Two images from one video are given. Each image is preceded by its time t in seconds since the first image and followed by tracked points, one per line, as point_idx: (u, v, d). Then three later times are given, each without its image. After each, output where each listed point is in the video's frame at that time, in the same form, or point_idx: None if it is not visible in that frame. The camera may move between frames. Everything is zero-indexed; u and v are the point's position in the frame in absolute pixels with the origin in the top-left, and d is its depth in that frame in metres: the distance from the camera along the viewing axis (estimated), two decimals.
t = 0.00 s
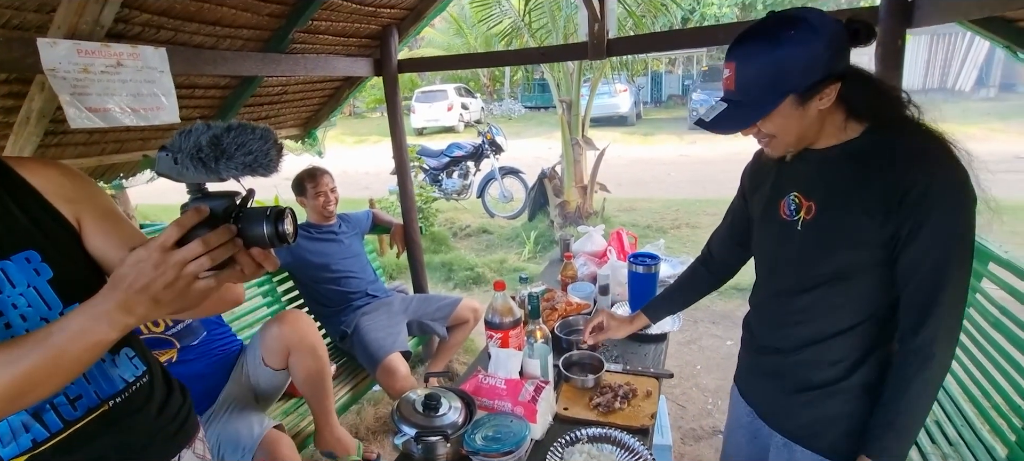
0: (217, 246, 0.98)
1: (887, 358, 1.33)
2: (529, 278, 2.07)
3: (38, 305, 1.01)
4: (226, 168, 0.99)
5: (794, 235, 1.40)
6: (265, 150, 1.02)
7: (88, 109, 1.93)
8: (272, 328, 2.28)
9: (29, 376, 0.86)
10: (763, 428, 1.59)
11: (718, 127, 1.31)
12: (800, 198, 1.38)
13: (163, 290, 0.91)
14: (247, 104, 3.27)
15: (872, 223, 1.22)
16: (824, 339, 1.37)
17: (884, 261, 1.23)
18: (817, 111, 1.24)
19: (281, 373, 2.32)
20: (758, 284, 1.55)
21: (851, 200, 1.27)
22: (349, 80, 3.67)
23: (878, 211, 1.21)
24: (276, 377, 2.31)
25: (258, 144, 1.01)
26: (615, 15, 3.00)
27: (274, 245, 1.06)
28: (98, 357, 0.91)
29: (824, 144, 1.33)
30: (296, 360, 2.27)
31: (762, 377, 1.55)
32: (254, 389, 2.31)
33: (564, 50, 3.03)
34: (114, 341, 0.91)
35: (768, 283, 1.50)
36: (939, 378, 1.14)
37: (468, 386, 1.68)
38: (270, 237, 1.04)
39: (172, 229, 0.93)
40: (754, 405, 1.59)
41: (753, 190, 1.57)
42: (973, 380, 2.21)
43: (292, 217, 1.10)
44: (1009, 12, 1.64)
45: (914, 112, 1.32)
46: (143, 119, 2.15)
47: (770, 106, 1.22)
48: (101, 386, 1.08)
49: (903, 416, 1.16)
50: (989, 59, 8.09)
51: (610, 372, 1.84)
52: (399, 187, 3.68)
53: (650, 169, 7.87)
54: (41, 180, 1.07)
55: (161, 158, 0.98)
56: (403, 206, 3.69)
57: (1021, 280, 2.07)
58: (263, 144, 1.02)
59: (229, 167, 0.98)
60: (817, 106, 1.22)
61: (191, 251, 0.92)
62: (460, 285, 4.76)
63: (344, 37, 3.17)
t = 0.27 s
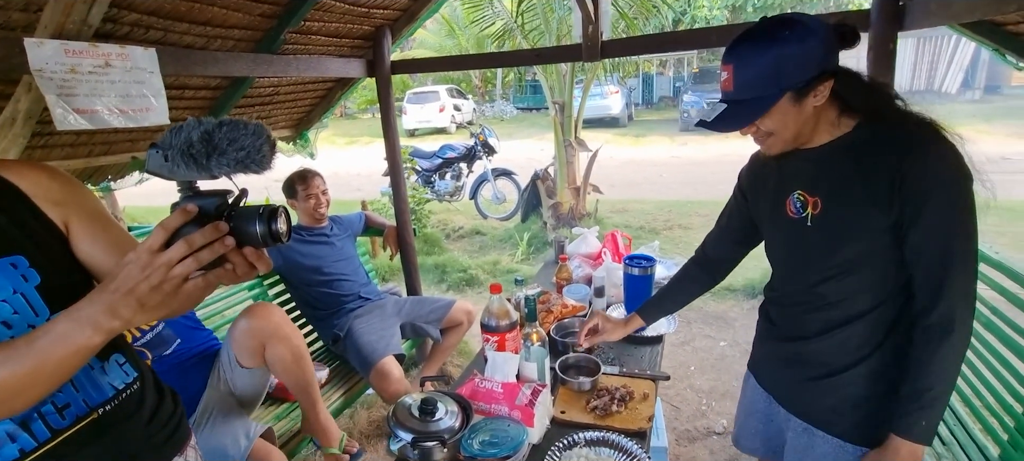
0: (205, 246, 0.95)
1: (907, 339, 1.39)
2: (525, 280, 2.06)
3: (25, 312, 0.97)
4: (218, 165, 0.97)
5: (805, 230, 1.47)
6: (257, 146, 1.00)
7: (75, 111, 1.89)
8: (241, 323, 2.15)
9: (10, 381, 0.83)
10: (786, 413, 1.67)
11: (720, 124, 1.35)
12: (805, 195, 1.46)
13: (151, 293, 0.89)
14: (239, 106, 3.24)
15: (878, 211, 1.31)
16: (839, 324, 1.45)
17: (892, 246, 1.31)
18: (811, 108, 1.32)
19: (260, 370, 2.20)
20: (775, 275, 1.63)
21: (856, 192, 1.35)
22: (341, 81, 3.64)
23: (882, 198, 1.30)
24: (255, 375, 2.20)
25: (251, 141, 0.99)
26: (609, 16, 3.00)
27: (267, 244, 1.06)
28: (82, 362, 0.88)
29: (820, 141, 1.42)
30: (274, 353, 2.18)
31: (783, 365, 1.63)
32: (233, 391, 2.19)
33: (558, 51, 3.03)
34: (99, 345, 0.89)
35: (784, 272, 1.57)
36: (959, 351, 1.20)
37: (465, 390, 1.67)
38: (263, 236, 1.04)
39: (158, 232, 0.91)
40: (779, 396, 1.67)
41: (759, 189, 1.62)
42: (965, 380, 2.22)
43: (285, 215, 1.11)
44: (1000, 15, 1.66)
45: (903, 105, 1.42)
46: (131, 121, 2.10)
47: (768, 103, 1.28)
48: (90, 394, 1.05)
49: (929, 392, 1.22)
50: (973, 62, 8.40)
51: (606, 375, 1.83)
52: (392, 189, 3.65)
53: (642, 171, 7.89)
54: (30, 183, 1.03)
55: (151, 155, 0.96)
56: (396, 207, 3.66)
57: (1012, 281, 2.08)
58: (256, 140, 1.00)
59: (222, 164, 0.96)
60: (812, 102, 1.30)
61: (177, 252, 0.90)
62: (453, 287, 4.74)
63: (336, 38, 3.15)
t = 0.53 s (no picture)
0: (193, 244, 0.94)
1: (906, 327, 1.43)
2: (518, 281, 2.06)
3: (11, 312, 0.96)
4: (208, 161, 0.96)
5: (802, 226, 1.51)
6: (249, 142, 1.00)
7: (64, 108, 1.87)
8: (217, 335, 2.11)
9: None
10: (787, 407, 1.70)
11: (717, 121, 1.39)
12: (802, 191, 1.50)
13: (142, 291, 0.88)
14: (230, 105, 3.22)
15: (875, 200, 1.35)
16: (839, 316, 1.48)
17: (889, 237, 1.36)
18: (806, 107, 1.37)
19: (240, 380, 2.18)
20: (771, 273, 1.66)
21: (853, 184, 1.39)
22: (334, 81, 3.63)
23: (879, 188, 1.34)
24: (236, 384, 2.18)
25: (242, 136, 0.99)
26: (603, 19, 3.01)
27: (258, 242, 1.06)
28: (73, 361, 0.87)
29: (813, 139, 1.47)
30: (254, 365, 2.15)
31: (783, 360, 1.66)
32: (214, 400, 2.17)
33: (551, 53, 3.03)
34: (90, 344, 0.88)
35: (781, 270, 1.60)
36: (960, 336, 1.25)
37: (458, 391, 1.66)
38: (255, 233, 1.03)
39: (148, 229, 0.90)
40: (782, 392, 1.69)
41: (754, 191, 1.66)
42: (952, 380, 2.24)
43: (276, 213, 1.10)
44: (987, 20, 1.68)
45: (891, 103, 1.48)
46: (121, 119, 2.08)
47: (764, 100, 1.33)
48: (77, 397, 1.04)
49: (936, 376, 1.26)
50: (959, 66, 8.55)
51: (600, 375, 1.84)
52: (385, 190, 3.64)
53: (634, 173, 7.91)
54: (17, 181, 1.02)
55: (140, 152, 0.96)
56: (389, 208, 3.65)
57: (998, 282, 2.11)
58: (247, 136, 1.00)
59: (212, 160, 0.96)
60: (806, 100, 1.35)
61: (168, 248, 0.89)
62: (446, 288, 4.73)
63: (329, 38, 3.14)
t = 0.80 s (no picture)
0: (181, 244, 0.94)
1: (894, 328, 1.44)
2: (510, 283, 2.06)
3: None
4: (196, 160, 0.96)
5: (793, 226, 1.52)
6: (237, 141, 1.00)
7: (52, 108, 1.86)
8: (207, 340, 2.11)
9: None
10: (777, 409, 1.71)
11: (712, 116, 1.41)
12: (794, 191, 1.51)
13: (130, 290, 0.88)
14: (221, 105, 3.21)
15: (865, 200, 1.36)
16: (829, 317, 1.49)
17: (877, 237, 1.37)
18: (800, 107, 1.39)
19: (230, 385, 2.16)
20: (761, 273, 1.67)
21: (843, 184, 1.40)
22: (326, 82, 3.62)
23: (868, 188, 1.35)
24: (225, 389, 2.16)
25: (230, 136, 0.99)
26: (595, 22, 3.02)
27: (247, 241, 1.05)
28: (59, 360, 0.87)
29: (808, 139, 1.47)
30: (244, 370, 2.14)
31: (773, 361, 1.66)
32: (204, 405, 2.16)
33: (544, 55, 3.04)
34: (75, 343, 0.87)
35: (771, 270, 1.61)
36: (942, 335, 1.28)
37: (449, 392, 1.66)
38: (243, 233, 1.03)
39: (135, 229, 0.90)
40: (773, 395, 1.69)
41: (747, 193, 1.67)
42: (938, 381, 2.26)
43: (264, 213, 1.10)
44: (971, 26, 1.70)
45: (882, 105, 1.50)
46: (109, 119, 2.07)
47: (758, 96, 1.35)
48: (63, 398, 1.03)
49: (916, 375, 1.29)
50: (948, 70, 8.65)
51: (590, 377, 1.84)
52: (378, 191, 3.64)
53: (627, 175, 7.93)
54: (4, 182, 1.01)
55: (128, 151, 0.96)
56: (381, 210, 3.64)
57: (983, 284, 2.13)
58: (236, 135, 0.99)
59: (200, 159, 0.96)
60: (800, 100, 1.37)
61: (155, 248, 0.89)
62: (438, 290, 4.73)
63: (322, 39, 3.13)
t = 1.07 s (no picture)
0: (170, 240, 0.93)
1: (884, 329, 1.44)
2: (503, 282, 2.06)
3: None
4: (185, 156, 0.95)
5: (786, 223, 1.53)
6: (227, 137, 0.99)
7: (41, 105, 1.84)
8: (206, 338, 2.09)
9: None
10: (768, 408, 1.71)
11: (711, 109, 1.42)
12: (787, 190, 1.52)
13: (117, 287, 0.87)
14: (214, 104, 3.19)
15: (858, 200, 1.36)
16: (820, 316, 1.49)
17: (869, 237, 1.37)
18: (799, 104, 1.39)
19: (225, 386, 2.15)
20: (753, 272, 1.68)
21: (836, 183, 1.41)
22: (320, 81, 3.61)
23: (861, 188, 1.36)
24: (221, 389, 2.15)
25: (220, 131, 0.98)
26: (589, 22, 3.02)
27: (236, 237, 1.04)
28: (46, 356, 0.87)
29: (801, 138, 1.49)
30: (240, 370, 2.12)
31: (764, 360, 1.67)
32: (197, 403, 2.15)
33: (538, 56, 3.04)
34: (62, 339, 0.87)
35: (764, 269, 1.62)
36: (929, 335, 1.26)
37: (441, 392, 1.66)
38: (232, 229, 1.02)
39: (123, 224, 0.89)
40: (764, 393, 1.70)
41: (742, 192, 1.68)
42: (928, 380, 2.27)
43: (255, 208, 1.09)
44: (960, 28, 1.70)
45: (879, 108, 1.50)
46: (100, 117, 2.04)
47: (757, 90, 1.35)
48: (49, 397, 1.02)
49: (900, 374, 1.28)
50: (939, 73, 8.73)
51: (583, 376, 1.84)
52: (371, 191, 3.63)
53: (622, 176, 7.94)
54: None
55: (116, 147, 0.94)
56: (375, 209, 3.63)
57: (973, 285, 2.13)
58: (225, 131, 0.99)
59: (189, 155, 0.95)
60: (799, 97, 1.37)
61: (142, 244, 0.88)
62: (433, 290, 4.72)
63: (315, 38, 3.12)
